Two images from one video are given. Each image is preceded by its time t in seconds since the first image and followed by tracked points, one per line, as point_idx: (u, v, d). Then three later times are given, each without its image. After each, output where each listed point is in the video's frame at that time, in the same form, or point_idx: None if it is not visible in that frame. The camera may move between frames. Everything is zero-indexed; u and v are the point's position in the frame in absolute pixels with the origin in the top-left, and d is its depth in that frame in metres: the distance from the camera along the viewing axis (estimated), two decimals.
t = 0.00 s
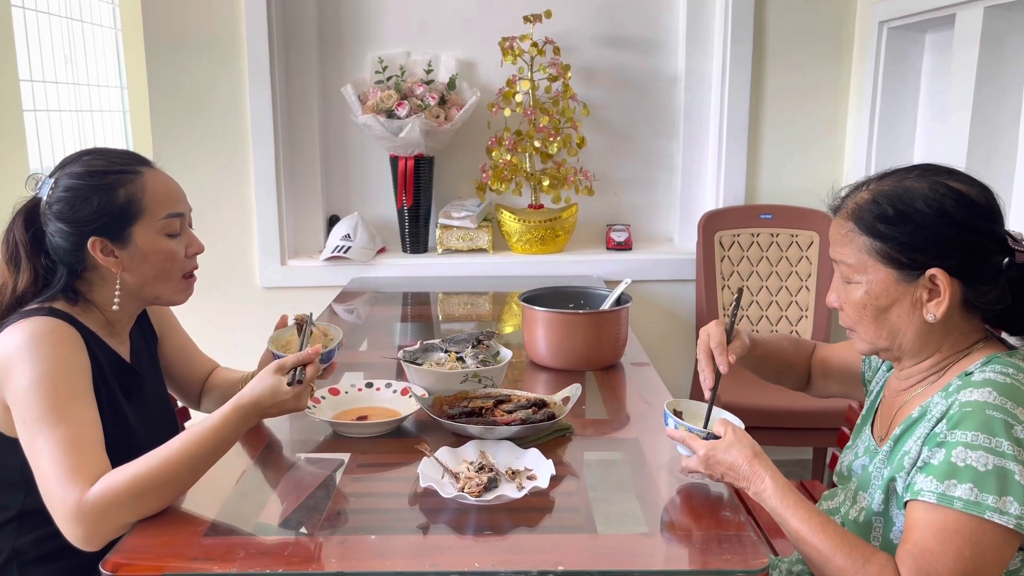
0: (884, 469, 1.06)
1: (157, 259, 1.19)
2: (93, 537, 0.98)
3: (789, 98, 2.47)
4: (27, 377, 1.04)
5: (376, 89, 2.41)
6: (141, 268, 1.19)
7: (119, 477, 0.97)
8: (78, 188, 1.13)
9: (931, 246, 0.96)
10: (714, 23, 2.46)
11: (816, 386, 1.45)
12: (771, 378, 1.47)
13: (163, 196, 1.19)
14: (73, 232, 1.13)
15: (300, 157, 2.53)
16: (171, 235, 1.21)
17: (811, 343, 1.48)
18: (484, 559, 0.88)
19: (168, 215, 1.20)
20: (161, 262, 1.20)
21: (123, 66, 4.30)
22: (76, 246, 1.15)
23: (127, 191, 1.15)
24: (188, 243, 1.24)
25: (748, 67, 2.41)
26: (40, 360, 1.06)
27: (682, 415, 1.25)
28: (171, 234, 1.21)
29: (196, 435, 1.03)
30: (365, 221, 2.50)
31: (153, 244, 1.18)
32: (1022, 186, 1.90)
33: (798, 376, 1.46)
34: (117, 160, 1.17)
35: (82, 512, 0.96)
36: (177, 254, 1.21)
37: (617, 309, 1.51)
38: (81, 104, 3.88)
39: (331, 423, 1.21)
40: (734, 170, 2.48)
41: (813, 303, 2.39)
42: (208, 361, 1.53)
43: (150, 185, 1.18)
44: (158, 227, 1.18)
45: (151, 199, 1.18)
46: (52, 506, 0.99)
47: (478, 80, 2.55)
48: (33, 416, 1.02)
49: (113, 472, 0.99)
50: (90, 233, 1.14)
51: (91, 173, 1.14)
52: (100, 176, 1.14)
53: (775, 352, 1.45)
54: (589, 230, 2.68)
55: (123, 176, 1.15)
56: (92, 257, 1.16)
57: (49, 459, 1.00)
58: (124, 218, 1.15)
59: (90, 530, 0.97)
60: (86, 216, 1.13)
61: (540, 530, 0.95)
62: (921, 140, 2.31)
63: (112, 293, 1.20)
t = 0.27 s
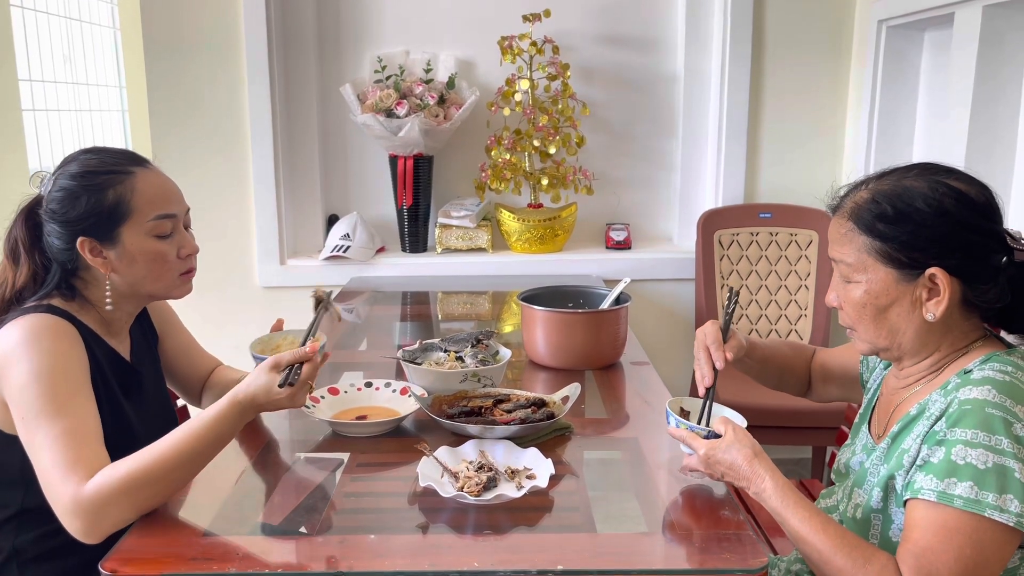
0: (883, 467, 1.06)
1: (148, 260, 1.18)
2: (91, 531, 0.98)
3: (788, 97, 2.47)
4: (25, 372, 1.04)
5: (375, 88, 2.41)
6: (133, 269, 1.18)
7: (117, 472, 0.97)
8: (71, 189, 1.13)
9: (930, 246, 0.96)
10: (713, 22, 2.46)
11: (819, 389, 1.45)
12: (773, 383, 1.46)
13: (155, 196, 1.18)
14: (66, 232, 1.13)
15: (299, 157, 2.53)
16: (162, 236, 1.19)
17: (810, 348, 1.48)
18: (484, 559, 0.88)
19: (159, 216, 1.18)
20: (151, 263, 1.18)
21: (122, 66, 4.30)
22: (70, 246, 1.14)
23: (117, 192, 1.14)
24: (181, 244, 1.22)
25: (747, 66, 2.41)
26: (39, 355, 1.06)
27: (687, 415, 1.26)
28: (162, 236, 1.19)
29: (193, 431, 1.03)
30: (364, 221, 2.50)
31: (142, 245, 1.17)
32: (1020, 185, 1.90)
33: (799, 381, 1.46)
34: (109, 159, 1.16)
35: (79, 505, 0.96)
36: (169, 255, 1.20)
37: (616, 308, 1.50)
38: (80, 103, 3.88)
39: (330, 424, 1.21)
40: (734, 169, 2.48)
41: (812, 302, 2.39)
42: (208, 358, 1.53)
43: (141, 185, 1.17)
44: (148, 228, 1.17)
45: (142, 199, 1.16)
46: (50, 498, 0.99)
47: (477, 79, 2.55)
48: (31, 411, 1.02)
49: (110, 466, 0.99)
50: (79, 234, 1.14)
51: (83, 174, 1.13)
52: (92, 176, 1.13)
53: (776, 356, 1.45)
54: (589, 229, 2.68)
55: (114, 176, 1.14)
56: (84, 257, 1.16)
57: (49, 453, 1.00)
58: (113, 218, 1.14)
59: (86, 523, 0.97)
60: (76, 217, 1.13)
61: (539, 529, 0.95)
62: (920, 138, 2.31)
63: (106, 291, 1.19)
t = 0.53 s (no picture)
0: (878, 463, 1.06)
1: (142, 261, 1.17)
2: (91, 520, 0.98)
3: (786, 97, 2.47)
4: (24, 365, 1.04)
5: (373, 88, 2.41)
6: (127, 270, 1.17)
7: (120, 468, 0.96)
8: (66, 190, 1.13)
9: (936, 247, 0.96)
10: (711, 22, 2.47)
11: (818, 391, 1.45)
12: (776, 391, 1.46)
13: (148, 195, 1.17)
14: (62, 232, 1.13)
15: (298, 156, 2.53)
16: (156, 236, 1.18)
17: (811, 354, 1.48)
18: (483, 558, 0.88)
19: (152, 216, 1.16)
20: (146, 264, 1.17)
21: (121, 65, 4.30)
22: (66, 246, 1.14)
23: (110, 192, 1.13)
24: (176, 244, 1.20)
25: (745, 65, 2.41)
26: (39, 349, 1.06)
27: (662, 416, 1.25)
28: (156, 236, 1.18)
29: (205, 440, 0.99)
30: (363, 220, 2.50)
31: (136, 246, 1.16)
32: (1018, 185, 1.90)
33: (801, 391, 1.46)
34: (104, 159, 1.16)
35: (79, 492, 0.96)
36: (163, 256, 1.18)
37: (615, 307, 1.51)
38: (79, 102, 3.87)
39: (328, 423, 1.21)
40: (732, 168, 2.48)
41: (810, 301, 2.39)
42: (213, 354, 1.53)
43: (135, 186, 1.16)
44: (141, 229, 1.16)
45: (135, 200, 1.15)
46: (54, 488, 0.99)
47: (476, 78, 2.55)
48: (32, 402, 1.02)
49: (118, 458, 0.98)
50: (73, 235, 1.13)
51: (77, 175, 1.13)
52: (86, 176, 1.13)
53: (778, 360, 1.44)
54: (587, 228, 2.68)
55: (106, 176, 1.13)
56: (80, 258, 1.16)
57: (52, 442, 1.00)
58: (106, 219, 1.13)
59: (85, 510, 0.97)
60: (71, 218, 1.12)
61: (538, 528, 0.95)
62: (918, 138, 2.32)
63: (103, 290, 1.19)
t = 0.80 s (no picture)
0: (875, 462, 1.06)
1: (137, 263, 1.16)
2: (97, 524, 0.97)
3: (785, 95, 2.47)
4: (26, 364, 1.04)
5: (372, 87, 2.41)
6: (122, 272, 1.16)
7: (129, 470, 0.96)
8: (60, 191, 1.12)
9: (932, 247, 0.96)
10: (710, 21, 2.47)
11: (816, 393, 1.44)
12: (773, 399, 1.46)
13: (143, 198, 1.16)
14: (56, 233, 1.13)
15: (296, 156, 2.53)
16: (151, 238, 1.17)
17: (807, 365, 1.48)
18: (482, 556, 0.88)
19: (146, 218, 1.16)
20: (142, 265, 1.17)
21: (119, 64, 4.30)
22: (60, 246, 1.14)
23: (104, 195, 1.12)
24: (171, 246, 1.19)
25: (744, 63, 2.41)
26: (37, 350, 1.06)
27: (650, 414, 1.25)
28: (151, 238, 1.17)
29: (218, 450, 0.99)
30: (361, 219, 2.50)
31: (131, 248, 1.15)
32: (1016, 184, 1.91)
33: (798, 397, 1.45)
34: (98, 159, 1.15)
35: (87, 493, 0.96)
36: (158, 257, 1.18)
37: (614, 306, 1.51)
38: (77, 100, 3.88)
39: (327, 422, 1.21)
40: (731, 167, 2.48)
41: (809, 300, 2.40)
42: (213, 351, 1.52)
43: (129, 188, 1.14)
44: (135, 231, 1.15)
45: (130, 202, 1.14)
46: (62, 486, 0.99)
47: (474, 77, 2.55)
48: (33, 401, 1.02)
49: (128, 462, 0.98)
50: (67, 237, 1.13)
51: (72, 176, 1.12)
52: (79, 179, 1.12)
53: (775, 372, 1.44)
54: (586, 227, 2.68)
55: (101, 178, 1.13)
56: (74, 259, 1.15)
57: (59, 440, 1.00)
58: (100, 221, 1.13)
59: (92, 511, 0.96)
60: (65, 220, 1.12)
61: (537, 527, 0.95)
62: (916, 137, 2.32)
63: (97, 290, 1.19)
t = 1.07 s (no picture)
0: (878, 463, 1.06)
1: (134, 267, 1.15)
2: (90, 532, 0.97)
3: (784, 93, 2.47)
4: (16, 369, 1.04)
5: (371, 85, 2.41)
6: (119, 275, 1.16)
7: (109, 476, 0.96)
8: (56, 194, 1.12)
9: (924, 241, 0.97)
10: (710, 20, 2.47)
11: (817, 394, 1.44)
12: (776, 410, 1.45)
13: (140, 201, 1.14)
14: (52, 235, 1.13)
15: (296, 154, 2.52)
16: (148, 241, 1.16)
17: (806, 372, 1.48)
18: (482, 554, 0.88)
19: (142, 222, 1.15)
20: (138, 269, 1.16)
21: (118, 63, 4.30)
22: (57, 248, 1.14)
23: (100, 197, 1.12)
24: (168, 249, 1.18)
25: (744, 61, 2.41)
26: (29, 354, 1.06)
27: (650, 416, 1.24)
28: (148, 241, 1.16)
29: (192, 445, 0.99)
30: (360, 217, 2.49)
31: (127, 252, 1.14)
32: (1016, 183, 1.91)
33: (800, 406, 1.45)
34: (93, 161, 1.14)
35: (72, 503, 0.96)
36: (155, 261, 1.17)
37: (613, 304, 1.50)
38: (75, 98, 3.89)
39: (327, 421, 1.21)
40: (731, 165, 2.48)
41: (808, 299, 2.40)
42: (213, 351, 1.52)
43: (125, 190, 1.13)
44: (131, 235, 1.14)
45: (126, 204, 1.13)
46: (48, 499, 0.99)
47: (474, 76, 2.54)
48: (24, 408, 1.02)
49: (108, 468, 0.98)
50: (63, 239, 1.13)
51: (67, 177, 1.12)
52: (75, 181, 1.11)
53: (775, 382, 1.44)
54: (586, 225, 2.68)
55: (97, 179, 1.12)
56: (71, 262, 1.15)
57: (44, 451, 1.00)
58: (96, 224, 1.12)
59: (79, 520, 0.96)
60: (61, 223, 1.11)
61: (538, 524, 0.95)
62: (915, 135, 2.32)
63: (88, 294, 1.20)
